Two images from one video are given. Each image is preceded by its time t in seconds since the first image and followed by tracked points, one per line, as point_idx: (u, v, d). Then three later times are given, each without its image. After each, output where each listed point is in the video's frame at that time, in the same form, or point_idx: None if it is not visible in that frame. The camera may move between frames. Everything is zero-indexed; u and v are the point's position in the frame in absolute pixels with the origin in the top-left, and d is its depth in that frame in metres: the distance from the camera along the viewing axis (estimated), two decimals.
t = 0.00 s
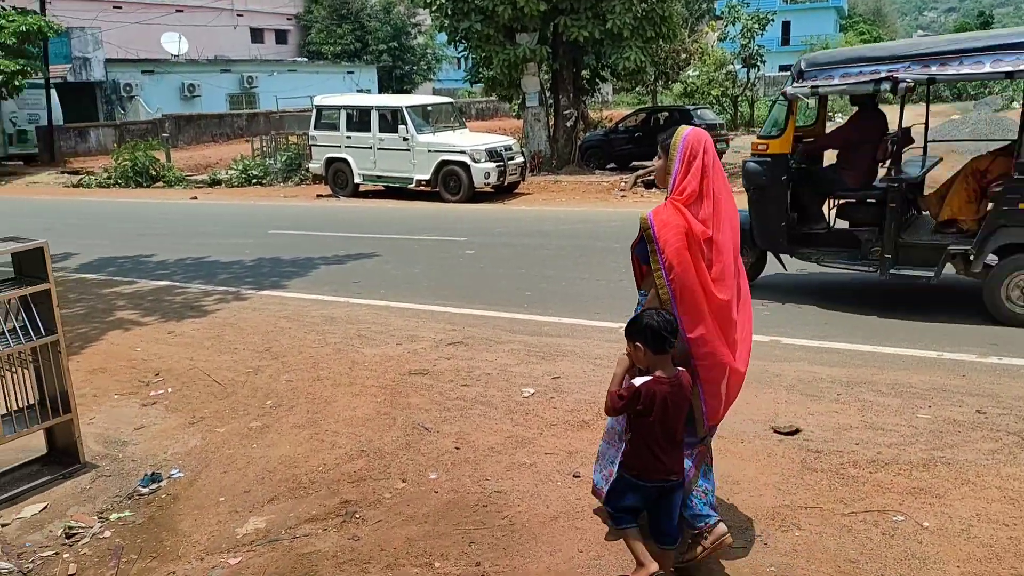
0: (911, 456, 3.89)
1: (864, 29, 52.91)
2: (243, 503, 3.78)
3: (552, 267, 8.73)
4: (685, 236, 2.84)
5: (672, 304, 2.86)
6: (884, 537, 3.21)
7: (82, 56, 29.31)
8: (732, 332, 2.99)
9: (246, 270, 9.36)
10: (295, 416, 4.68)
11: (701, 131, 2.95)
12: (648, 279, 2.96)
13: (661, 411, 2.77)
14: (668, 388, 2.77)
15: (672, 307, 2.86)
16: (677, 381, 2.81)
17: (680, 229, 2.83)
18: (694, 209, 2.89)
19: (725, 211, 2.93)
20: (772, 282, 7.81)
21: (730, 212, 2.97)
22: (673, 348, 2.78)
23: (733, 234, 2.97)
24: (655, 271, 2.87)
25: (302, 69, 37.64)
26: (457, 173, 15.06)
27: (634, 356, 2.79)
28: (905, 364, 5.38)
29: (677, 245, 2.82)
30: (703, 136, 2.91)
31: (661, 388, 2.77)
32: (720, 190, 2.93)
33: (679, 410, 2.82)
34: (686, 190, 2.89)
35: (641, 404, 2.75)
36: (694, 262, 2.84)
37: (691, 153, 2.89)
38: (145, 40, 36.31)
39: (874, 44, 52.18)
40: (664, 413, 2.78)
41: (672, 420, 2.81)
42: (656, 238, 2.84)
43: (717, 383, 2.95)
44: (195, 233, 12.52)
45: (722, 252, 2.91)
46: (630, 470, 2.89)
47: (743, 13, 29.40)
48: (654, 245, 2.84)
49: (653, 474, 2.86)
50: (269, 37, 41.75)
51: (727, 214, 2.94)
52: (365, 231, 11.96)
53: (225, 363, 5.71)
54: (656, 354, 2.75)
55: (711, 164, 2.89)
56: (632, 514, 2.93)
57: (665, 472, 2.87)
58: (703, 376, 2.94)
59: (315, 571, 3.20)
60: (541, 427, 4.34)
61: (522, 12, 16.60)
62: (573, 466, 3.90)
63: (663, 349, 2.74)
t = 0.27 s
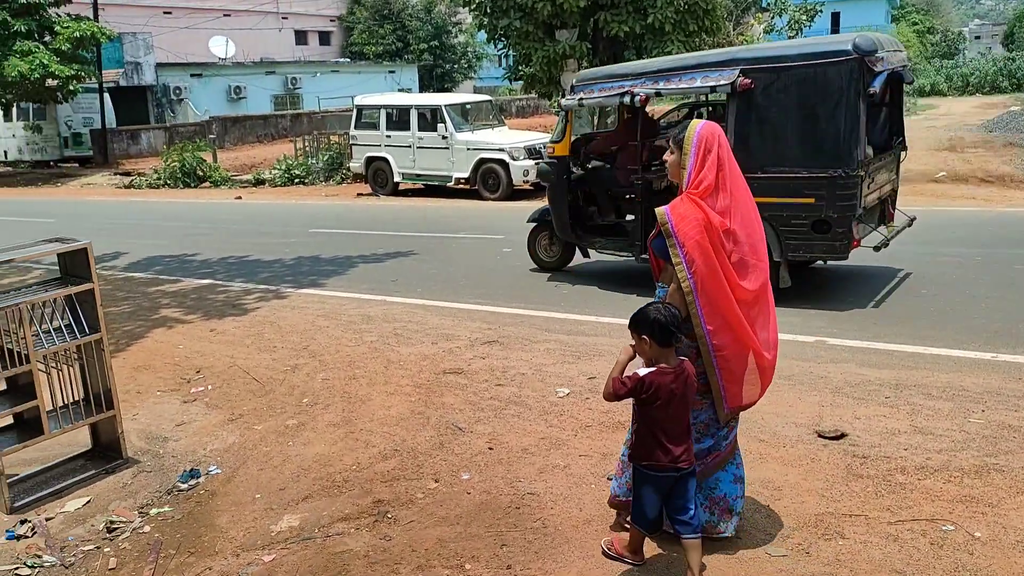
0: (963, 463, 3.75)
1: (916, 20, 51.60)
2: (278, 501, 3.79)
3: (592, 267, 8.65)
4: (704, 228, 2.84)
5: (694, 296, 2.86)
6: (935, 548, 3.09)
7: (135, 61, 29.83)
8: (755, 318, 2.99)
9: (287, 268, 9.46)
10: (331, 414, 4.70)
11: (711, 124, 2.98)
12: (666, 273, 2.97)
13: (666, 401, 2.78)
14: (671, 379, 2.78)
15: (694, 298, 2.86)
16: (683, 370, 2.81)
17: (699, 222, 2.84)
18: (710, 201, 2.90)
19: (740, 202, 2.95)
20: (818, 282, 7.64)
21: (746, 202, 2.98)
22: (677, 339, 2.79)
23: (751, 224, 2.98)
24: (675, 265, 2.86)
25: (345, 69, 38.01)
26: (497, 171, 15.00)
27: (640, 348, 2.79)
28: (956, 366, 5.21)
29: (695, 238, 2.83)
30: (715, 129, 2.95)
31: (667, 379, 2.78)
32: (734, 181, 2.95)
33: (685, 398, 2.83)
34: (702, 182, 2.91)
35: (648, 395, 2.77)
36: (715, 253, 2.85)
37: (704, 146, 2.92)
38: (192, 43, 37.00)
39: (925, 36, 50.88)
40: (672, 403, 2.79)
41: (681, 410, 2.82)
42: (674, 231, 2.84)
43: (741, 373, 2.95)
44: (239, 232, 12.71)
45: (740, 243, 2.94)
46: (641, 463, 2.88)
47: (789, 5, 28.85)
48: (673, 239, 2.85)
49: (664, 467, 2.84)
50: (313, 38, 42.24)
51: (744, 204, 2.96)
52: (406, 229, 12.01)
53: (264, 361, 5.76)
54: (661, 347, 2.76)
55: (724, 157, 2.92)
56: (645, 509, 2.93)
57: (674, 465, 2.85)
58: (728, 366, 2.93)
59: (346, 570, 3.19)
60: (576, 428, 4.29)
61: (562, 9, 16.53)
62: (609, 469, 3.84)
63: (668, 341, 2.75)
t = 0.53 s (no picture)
0: (975, 466, 3.70)
1: (928, 19, 51.27)
2: (285, 506, 3.78)
3: (601, 269, 8.63)
4: (682, 236, 2.95)
5: (671, 301, 2.99)
6: (948, 552, 3.03)
7: (147, 64, 30.19)
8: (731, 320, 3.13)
9: (297, 271, 9.48)
10: (339, 418, 4.69)
11: (690, 132, 3.07)
12: (643, 274, 3.08)
13: (634, 387, 2.90)
14: (644, 367, 2.90)
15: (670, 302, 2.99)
16: (653, 358, 2.93)
17: (678, 231, 2.95)
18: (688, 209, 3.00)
19: (716, 210, 3.06)
20: (828, 282, 7.59)
21: (722, 210, 3.09)
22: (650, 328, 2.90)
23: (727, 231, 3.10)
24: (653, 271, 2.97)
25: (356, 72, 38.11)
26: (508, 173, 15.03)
27: (614, 339, 2.90)
28: (968, 368, 5.15)
29: (673, 247, 2.94)
30: (693, 138, 3.04)
31: (638, 365, 2.89)
32: (711, 189, 3.06)
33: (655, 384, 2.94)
34: (680, 192, 3.01)
35: (619, 380, 2.88)
36: (692, 262, 2.96)
37: (683, 156, 3.01)
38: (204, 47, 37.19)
39: (937, 35, 50.57)
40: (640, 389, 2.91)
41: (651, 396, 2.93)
42: (652, 239, 2.95)
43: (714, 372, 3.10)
44: (249, 235, 12.75)
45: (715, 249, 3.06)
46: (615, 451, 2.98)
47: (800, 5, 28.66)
48: (652, 247, 2.95)
49: (640, 451, 2.95)
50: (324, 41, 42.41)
51: (719, 212, 3.07)
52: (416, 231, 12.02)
53: (273, 365, 5.76)
54: (633, 335, 2.87)
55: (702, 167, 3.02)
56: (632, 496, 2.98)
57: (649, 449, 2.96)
58: (704, 366, 3.08)
59: None
60: (586, 432, 4.26)
61: (571, 10, 16.50)
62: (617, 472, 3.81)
63: (639, 330, 2.86)
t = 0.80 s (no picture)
0: (980, 465, 3.70)
1: (928, 19, 51.30)
2: (292, 508, 3.78)
3: (603, 267, 8.62)
4: (665, 232, 2.99)
5: (650, 295, 3.03)
6: (955, 551, 3.03)
7: (148, 64, 29.92)
8: (706, 317, 3.18)
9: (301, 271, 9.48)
10: (345, 419, 4.69)
11: (675, 133, 3.11)
12: (626, 268, 3.13)
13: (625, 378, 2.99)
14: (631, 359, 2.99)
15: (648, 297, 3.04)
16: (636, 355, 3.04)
17: (661, 227, 2.98)
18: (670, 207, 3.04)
19: (694, 209, 3.12)
20: (832, 280, 7.60)
21: (700, 209, 3.14)
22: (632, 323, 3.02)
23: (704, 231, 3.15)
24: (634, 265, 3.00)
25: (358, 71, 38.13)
26: (512, 173, 15.04)
27: (598, 336, 3.00)
28: (972, 367, 5.15)
29: (656, 242, 2.97)
30: (678, 139, 3.09)
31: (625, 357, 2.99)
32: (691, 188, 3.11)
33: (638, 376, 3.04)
34: (664, 189, 3.04)
35: (612, 373, 2.96)
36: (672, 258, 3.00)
37: (668, 155, 3.05)
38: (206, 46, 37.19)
39: (937, 35, 50.59)
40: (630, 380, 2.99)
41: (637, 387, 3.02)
42: (636, 234, 2.97)
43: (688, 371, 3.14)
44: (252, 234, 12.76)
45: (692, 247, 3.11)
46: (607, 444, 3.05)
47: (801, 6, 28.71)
48: (634, 241, 2.98)
49: (631, 440, 3.02)
50: (326, 41, 42.47)
51: (698, 211, 3.13)
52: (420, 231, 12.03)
53: (278, 365, 5.76)
54: (619, 329, 2.98)
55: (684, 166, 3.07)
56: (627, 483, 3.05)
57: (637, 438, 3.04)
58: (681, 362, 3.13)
59: None
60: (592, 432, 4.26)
61: (574, 10, 16.44)
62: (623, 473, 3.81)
63: (625, 324, 2.98)
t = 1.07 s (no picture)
0: (981, 463, 3.70)
1: (922, 19, 51.41)
2: (294, 508, 3.78)
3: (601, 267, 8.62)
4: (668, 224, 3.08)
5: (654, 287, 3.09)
6: (958, 549, 3.04)
7: (143, 63, 29.67)
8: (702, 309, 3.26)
9: (299, 271, 9.47)
10: (347, 419, 4.68)
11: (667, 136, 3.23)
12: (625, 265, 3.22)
13: (597, 371, 3.12)
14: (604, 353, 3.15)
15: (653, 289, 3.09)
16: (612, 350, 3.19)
17: (665, 220, 3.08)
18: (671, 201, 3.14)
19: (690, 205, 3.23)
20: (829, 279, 7.62)
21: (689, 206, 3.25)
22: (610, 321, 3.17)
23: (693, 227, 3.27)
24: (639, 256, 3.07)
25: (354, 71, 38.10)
26: (509, 173, 14.99)
27: (578, 327, 3.15)
28: (970, 366, 5.17)
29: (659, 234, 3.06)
30: (671, 142, 3.21)
31: (599, 350, 3.14)
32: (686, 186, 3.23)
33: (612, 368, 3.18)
34: (665, 184, 3.14)
35: (586, 366, 3.10)
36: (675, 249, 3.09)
37: (666, 153, 3.16)
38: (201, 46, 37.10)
39: (931, 35, 50.69)
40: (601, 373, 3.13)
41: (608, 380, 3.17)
42: (640, 227, 3.06)
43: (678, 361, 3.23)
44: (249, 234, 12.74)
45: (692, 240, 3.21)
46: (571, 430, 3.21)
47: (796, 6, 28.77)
48: (640, 233, 3.07)
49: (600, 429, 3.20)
50: (322, 41, 42.42)
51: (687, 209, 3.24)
52: (418, 231, 12.03)
53: (278, 365, 5.76)
54: (597, 325, 3.12)
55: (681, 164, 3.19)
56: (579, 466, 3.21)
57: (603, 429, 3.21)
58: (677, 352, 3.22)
59: None
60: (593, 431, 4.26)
61: (571, 10, 16.40)
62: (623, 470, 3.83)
63: (604, 320, 3.13)
